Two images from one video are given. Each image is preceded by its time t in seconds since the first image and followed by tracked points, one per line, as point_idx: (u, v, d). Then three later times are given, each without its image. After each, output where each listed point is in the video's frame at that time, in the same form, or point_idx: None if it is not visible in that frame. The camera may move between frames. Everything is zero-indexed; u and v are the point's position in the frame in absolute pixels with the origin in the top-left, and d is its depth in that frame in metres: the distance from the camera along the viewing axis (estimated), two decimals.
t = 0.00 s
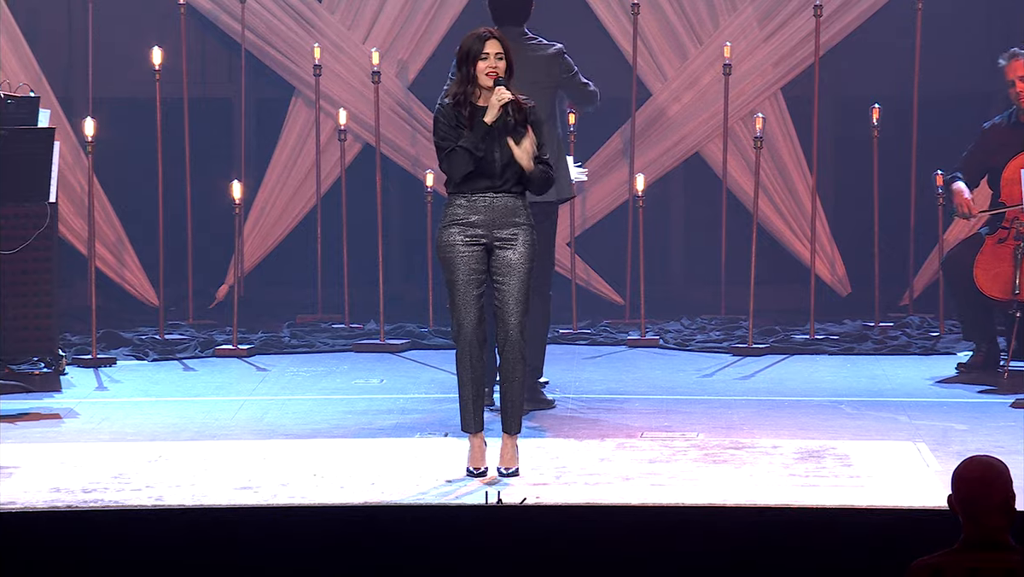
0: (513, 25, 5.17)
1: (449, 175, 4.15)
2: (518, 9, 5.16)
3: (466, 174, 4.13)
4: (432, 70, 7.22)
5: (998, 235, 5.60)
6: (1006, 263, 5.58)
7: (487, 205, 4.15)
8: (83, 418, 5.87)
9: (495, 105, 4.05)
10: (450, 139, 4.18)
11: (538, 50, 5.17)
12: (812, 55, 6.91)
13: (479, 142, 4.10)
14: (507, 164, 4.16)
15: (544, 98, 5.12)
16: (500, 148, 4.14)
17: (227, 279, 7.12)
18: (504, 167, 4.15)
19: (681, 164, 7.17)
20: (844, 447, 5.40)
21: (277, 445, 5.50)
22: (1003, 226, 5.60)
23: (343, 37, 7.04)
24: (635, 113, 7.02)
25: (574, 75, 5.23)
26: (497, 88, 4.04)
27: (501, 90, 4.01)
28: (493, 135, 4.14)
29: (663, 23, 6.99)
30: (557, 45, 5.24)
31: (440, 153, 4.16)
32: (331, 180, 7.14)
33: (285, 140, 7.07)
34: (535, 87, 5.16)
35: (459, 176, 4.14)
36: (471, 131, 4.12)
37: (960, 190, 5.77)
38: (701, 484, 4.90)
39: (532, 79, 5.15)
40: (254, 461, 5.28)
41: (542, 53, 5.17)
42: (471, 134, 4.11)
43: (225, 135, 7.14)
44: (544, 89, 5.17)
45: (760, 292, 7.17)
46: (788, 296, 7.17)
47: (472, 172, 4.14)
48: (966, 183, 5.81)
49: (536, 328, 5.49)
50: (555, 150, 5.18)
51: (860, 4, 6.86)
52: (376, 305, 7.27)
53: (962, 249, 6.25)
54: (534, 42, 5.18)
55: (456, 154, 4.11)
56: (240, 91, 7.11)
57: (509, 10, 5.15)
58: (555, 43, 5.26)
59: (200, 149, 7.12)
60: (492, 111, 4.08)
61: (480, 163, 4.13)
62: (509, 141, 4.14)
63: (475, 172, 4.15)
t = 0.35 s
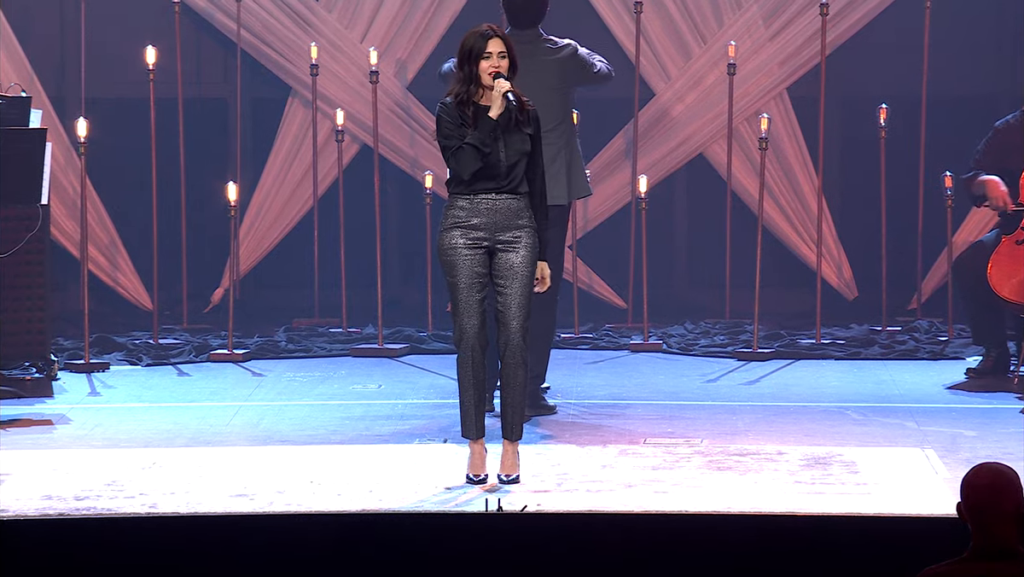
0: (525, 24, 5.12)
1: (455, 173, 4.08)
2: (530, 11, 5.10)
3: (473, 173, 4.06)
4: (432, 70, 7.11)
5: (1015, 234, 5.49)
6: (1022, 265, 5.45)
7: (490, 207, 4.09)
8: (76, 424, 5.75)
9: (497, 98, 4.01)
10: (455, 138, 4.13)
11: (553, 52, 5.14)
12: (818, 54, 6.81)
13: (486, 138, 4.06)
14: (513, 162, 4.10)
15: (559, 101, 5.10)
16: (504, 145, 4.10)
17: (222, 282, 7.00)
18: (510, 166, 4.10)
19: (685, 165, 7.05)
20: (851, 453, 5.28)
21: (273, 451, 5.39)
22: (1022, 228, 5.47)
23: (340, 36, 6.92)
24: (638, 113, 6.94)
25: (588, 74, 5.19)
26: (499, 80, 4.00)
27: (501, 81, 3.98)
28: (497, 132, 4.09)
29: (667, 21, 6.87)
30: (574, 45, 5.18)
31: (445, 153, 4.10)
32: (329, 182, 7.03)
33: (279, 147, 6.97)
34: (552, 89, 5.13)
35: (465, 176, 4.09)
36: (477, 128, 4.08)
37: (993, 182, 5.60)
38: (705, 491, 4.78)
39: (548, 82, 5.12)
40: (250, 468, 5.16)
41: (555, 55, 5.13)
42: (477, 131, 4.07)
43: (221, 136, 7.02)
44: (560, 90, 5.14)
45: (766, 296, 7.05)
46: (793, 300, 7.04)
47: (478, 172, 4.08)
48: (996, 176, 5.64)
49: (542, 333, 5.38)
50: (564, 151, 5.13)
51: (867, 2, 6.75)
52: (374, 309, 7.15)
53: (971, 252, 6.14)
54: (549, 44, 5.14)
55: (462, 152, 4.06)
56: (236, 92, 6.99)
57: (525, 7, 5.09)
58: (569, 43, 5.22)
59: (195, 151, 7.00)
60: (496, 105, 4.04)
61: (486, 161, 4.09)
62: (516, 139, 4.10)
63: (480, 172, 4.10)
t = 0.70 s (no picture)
0: (530, 25, 5.00)
1: (450, 173, 3.98)
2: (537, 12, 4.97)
3: (469, 173, 3.96)
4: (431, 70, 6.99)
5: None
6: None
7: (489, 209, 3.99)
8: (68, 431, 5.64)
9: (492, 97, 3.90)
10: (453, 136, 4.02)
11: (562, 55, 5.03)
12: (823, 55, 6.69)
13: (482, 137, 3.95)
14: (513, 164, 4.00)
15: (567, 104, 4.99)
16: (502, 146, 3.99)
17: (218, 286, 6.89)
18: (509, 168, 4.00)
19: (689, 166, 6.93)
20: (858, 460, 5.16)
21: (269, 458, 5.27)
22: None
23: (338, 35, 6.82)
24: (641, 113, 6.82)
25: (596, 81, 5.08)
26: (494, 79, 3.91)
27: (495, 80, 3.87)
28: (494, 132, 3.98)
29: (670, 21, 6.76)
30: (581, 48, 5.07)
31: (442, 153, 4.00)
32: (327, 183, 6.94)
33: (275, 147, 6.87)
34: (558, 93, 5.02)
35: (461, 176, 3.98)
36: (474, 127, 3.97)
37: None
38: (710, 499, 4.66)
39: (555, 86, 5.01)
40: (245, 475, 5.04)
41: (563, 58, 5.02)
42: (473, 130, 3.96)
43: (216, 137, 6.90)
44: (568, 95, 5.04)
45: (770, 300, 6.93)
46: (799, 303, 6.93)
47: (474, 172, 3.98)
48: None
49: (542, 345, 5.15)
50: (569, 156, 5.02)
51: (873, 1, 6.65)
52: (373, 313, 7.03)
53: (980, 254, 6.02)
54: (557, 47, 5.03)
55: (457, 150, 3.96)
56: (231, 93, 6.86)
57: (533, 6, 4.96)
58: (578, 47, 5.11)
59: (189, 154, 6.85)
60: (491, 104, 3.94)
61: (484, 161, 3.98)
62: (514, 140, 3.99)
63: (478, 173, 4.00)
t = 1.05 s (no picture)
0: (532, 25, 4.88)
1: (443, 175, 3.91)
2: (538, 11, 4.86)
3: (462, 176, 3.88)
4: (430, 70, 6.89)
5: None
6: None
7: (487, 211, 3.90)
8: (62, 438, 5.53)
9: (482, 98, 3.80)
10: (449, 138, 3.95)
11: (565, 55, 4.92)
12: (830, 55, 6.59)
13: (472, 140, 3.87)
14: (509, 167, 3.90)
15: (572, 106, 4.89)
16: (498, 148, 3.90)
17: (213, 290, 6.78)
18: (504, 171, 3.90)
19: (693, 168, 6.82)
20: (865, 468, 5.05)
21: (266, 465, 5.16)
22: None
23: (336, 35, 6.71)
24: (644, 115, 6.72)
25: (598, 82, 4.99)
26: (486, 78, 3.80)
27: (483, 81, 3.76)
28: (487, 134, 3.88)
29: (674, 21, 6.65)
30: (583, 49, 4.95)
31: (437, 154, 3.91)
32: (325, 185, 6.81)
33: (271, 150, 6.74)
34: (563, 95, 4.91)
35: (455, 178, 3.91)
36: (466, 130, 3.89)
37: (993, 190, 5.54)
38: (715, 507, 4.55)
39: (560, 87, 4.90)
40: (241, 483, 4.93)
41: (567, 58, 4.91)
42: (466, 130, 3.88)
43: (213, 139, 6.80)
44: (572, 96, 4.93)
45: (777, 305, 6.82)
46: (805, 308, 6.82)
47: (468, 174, 3.90)
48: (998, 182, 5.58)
49: (544, 354, 5.05)
50: (572, 157, 4.91)
51: None
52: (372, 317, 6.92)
53: (989, 257, 5.91)
54: (560, 47, 4.92)
55: (449, 153, 3.88)
56: (228, 94, 6.78)
57: (536, 6, 4.84)
58: (579, 47, 5.00)
59: (185, 156, 6.78)
60: (483, 104, 3.85)
61: (478, 164, 3.89)
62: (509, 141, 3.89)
63: (474, 175, 3.92)
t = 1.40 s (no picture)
0: (528, 27, 4.80)
1: (453, 179, 3.80)
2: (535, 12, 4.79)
3: (471, 180, 3.78)
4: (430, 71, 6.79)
5: None
6: None
7: (488, 216, 3.82)
8: (55, 445, 5.43)
9: (495, 99, 3.69)
10: (453, 143, 3.86)
11: (560, 59, 4.81)
12: (836, 55, 6.50)
13: (484, 144, 3.76)
14: (510, 171, 3.82)
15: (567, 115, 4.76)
16: (503, 151, 3.81)
17: (210, 294, 6.68)
18: (507, 175, 3.82)
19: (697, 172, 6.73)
20: (871, 475, 4.96)
21: (263, 472, 5.06)
22: None
23: (334, 36, 6.63)
24: (648, 116, 6.60)
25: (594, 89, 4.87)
26: (497, 80, 3.69)
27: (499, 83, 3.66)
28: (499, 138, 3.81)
29: (677, 22, 6.56)
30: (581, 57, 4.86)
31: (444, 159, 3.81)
32: (323, 189, 6.72)
33: (269, 152, 6.66)
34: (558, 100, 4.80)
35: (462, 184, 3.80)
36: (476, 133, 3.78)
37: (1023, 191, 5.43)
38: (719, 514, 4.46)
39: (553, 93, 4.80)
40: (238, 491, 4.84)
41: (561, 62, 4.81)
42: (476, 134, 3.77)
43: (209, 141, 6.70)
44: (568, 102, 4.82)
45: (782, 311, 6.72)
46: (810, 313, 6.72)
47: (474, 180, 3.80)
48: None
49: (545, 360, 4.98)
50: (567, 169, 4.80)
51: None
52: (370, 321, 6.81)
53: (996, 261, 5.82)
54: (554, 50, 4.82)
55: (460, 157, 3.77)
56: (224, 95, 6.64)
57: (527, 8, 4.78)
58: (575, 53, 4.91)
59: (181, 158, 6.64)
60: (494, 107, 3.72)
61: (484, 168, 3.80)
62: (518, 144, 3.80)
63: (478, 181, 3.82)
